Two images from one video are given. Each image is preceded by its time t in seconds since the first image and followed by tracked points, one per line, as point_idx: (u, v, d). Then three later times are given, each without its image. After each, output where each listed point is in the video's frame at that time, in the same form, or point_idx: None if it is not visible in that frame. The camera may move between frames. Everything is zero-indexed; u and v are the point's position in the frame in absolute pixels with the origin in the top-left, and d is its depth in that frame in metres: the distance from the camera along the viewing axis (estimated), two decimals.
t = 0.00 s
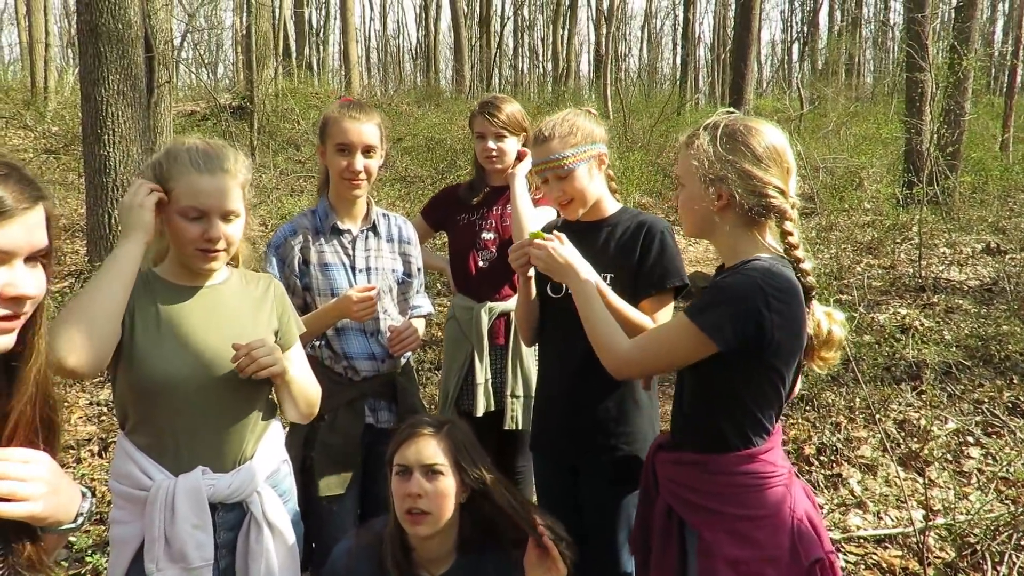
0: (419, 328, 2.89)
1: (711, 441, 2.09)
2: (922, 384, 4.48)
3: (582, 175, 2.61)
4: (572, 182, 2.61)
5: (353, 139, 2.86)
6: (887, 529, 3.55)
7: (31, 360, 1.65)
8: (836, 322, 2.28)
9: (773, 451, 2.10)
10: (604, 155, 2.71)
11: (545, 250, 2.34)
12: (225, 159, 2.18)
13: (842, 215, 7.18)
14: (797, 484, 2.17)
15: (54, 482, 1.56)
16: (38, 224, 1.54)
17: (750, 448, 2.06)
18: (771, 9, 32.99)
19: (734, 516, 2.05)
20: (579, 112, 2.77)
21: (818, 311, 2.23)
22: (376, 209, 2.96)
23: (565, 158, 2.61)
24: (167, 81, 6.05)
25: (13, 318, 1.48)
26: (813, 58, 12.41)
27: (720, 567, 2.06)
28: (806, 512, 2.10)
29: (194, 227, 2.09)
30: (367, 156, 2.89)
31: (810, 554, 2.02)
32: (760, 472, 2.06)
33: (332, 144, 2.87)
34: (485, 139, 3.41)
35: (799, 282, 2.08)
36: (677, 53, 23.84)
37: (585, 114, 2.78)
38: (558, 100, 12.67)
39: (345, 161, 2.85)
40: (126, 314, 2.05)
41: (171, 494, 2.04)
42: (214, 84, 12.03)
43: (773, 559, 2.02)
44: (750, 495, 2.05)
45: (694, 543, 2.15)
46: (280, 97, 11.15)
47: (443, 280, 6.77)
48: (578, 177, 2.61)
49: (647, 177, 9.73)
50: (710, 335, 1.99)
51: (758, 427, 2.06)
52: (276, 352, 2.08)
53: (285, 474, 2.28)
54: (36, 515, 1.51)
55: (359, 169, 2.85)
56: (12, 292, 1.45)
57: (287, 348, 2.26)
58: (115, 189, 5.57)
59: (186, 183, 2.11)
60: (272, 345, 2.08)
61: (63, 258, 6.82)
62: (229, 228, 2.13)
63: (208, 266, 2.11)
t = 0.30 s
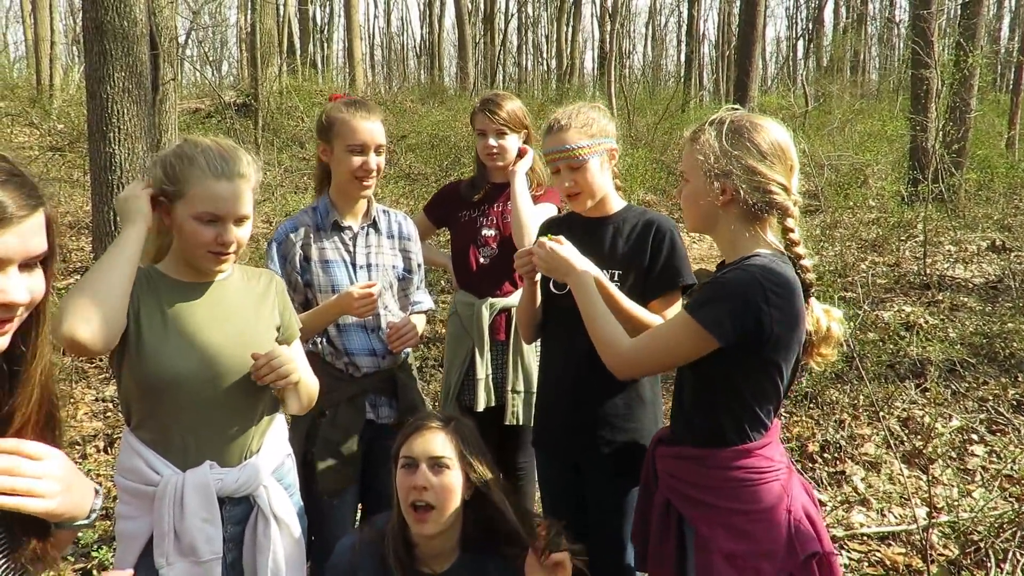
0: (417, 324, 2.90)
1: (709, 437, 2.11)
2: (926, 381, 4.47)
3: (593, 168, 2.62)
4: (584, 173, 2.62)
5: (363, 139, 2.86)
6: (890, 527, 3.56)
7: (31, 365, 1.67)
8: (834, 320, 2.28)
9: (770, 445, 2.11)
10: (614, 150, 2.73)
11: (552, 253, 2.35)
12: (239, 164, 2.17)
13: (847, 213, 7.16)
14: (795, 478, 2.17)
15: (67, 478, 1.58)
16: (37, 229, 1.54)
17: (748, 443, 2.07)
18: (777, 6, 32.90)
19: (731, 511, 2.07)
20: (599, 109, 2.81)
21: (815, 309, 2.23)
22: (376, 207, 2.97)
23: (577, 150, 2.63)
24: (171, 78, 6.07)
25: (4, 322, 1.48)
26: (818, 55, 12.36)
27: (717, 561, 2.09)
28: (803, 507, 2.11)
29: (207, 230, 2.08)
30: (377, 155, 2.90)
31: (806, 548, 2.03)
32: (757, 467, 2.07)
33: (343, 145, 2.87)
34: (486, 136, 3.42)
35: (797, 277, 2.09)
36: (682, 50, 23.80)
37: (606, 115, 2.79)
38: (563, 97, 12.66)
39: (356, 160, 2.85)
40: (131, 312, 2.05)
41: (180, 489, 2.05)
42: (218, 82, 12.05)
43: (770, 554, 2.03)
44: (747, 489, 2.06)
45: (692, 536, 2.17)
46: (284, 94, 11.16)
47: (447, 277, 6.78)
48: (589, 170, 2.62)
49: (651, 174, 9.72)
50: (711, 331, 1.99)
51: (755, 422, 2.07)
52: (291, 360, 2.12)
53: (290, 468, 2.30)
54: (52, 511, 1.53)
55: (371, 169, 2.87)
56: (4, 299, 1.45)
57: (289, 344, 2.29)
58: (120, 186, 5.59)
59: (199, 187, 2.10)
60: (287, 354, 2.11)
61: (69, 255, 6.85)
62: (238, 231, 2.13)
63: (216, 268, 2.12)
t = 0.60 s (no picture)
0: (419, 319, 2.91)
1: (710, 430, 2.10)
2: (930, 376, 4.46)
3: (598, 157, 2.63)
4: (588, 161, 2.62)
5: (367, 135, 2.86)
6: (894, 522, 3.56)
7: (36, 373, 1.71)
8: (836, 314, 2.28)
9: (771, 438, 2.10)
10: (620, 142, 2.74)
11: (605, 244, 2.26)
12: (254, 169, 2.15)
13: (851, 209, 7.15)
14: (795, 471, 2.17)
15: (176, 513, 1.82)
16: (47, 226, 1.54)
17: (749, 436, 2.07)
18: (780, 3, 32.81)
19: (731, 503, 2.07)
20: (604, 99, 2.81)
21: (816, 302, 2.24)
22: (376, 202, 2.98)
23: (584, 136, 2.62)
24: (174, 76, 6.09)
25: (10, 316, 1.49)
26: (821, 50, 12.31)
27: (718, 553, 2.09)
28: (803, 500, 2.11)
29: (219, 235, 2.07)
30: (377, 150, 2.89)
31: (807, 541, 2.03)
32: (757, 460, 2.07)
33: (348, 141, 2.85)
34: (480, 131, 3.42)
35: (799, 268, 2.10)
36: (685, 47, 23.74)
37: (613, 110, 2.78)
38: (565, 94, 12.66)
39: (361, 157, 2.84)
40: (132, 306, 2.06)
41: (185, 483, 2.06)
42: (221, 80, 12.05)
43: (771, 546, 2.03)
44: (748, 482, 2.06)
45: (694, 529, 2.18)
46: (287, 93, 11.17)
47: (450, 273, 6.78)
48: (594, 160, 2.62)
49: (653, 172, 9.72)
50: (724, 329, 1.98)
51: (757, 414, 2.07)
52: (294, 357, 2.12)
53: (295, 463, 2.30)
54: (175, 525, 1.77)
55: (373, 166, 2.86)
56: (12, 293, 1.45)
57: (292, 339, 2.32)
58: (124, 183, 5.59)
59: (213, 192, 2.08)
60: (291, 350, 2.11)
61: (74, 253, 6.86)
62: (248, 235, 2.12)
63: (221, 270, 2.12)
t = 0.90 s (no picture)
0: (423, 303, 2.93)
1: (716, 415, 2.11)
2: (931, 364, 4.46)
3: (603, 133, 2.62)
4: (589, 136, 2.61)
5: (368, 117, 2.85)
6: (894, 507, 3.57)
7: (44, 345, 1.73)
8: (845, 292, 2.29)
9: (775, 423, 2.11)
10: (627, 125, 2.73)
11: (666, 220, 2.24)
12: (262, 155, 2.12)
13: (853, 197, 7.14)
14: (799, 457, 2.18)
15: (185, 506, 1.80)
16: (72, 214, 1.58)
17: (754, 421, 2.08)
18: None
19: (736, 488, 2.08)
20: (609, 78, 2.80)
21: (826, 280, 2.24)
22: (377, 186, 2.96)
23: (588, 108, 2.63)
24: (174, 60, 6.06)
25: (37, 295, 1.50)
26: (824, 40, 12.25)
27: (723, 538, 2.09)
28: (807, 484, 2.12)
29: (228, 218, 2.07)
30: (383, 134, 2.89)
31: (812, 525, 2.04)
32: (762, 445, 2.07)
33: (349, 124, 2.84)
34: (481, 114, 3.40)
35: (808, 250, 2.10)
36: (687, 35, 23.61)
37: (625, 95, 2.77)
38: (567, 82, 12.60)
39: (362, 140, 2.83)
40: (134, 285, 2.05)
41: (186, 464, 2.07)
42: (222, 66, 11.98)
43: (776, 530, 2.04)
44: (752, 466, 2.07)
45: (698, 514, 2.18)
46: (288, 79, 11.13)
47: (451, 260, 6.77)
48: (597, 136, 2.61)
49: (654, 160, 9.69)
50: (738, 311, 1.98)
51: (763, 399, 2.07)
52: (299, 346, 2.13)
53: (297, 446, 2.31)
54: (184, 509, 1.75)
55: (373, 147, 2.85)
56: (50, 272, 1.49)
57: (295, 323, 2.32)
58: (125, 168, 5.57)
59: (220, 177, 2.06)
60: (297, 339, 2.12)
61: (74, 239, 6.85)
62: (255, 220, 2.12)
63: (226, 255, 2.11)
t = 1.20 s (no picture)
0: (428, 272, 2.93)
1: (724, 395, 2.11)
2: (936, 350, 4.46)
3: (611, 107, 2.61)
4: (596, 110, 2.60)
5: (373, 94, 2.85)
6: (898, 492, 3.58)
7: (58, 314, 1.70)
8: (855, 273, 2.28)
9: (783, 403, 2.11)
10: (639, 103, 2.72)
11: (681, 199, 2.24)
12: (264, 117, 2.16)
13: (860, 183, 7.11)
14: (805, 437, 2.19)
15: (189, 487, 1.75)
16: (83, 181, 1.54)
17: (761, 400, 2.08)
18: None
19: (742, 467, 2.08)
20: (617, 52, 2.79)
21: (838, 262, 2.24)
22: (383, 162, 2.96)
23: (597, 81, 2.63)
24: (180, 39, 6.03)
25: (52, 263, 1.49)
26: (833, 24, 12.11)
27: (729, 516, 2.10)
28: (813, 464, 2.13)
29: (223, 176, 2.08)
30: (389, 110, 2.89)
31: (818, 504, 2.05)
32: (769, 424, 2.08)
33: (353, 99, 2.85)
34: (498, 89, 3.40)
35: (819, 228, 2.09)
36: (695, 19, 23.43)
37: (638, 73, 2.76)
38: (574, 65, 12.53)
39: (365, 115, 2.84)
40: (140, 264, 2.06)
41: (189, 438, 2.08)
42: (227, 46, 11.93)
43: (783, 510, 2.05)
44: (759, 446, 2.07)
45: (704, 493, 2.19)
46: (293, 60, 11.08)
47: (456, 242, 6.77)
48: (604, 110, 2.60)
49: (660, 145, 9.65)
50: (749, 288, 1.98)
51: (772, 379, 2.07)
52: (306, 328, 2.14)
53: (304, 422, 2.32)
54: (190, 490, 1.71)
55: (381, 123, 2.86)
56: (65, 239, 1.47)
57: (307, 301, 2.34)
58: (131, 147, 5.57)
59: (222, 138, 2.08)
60: (304, 321, 2.13)
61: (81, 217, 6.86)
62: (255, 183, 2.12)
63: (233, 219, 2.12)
